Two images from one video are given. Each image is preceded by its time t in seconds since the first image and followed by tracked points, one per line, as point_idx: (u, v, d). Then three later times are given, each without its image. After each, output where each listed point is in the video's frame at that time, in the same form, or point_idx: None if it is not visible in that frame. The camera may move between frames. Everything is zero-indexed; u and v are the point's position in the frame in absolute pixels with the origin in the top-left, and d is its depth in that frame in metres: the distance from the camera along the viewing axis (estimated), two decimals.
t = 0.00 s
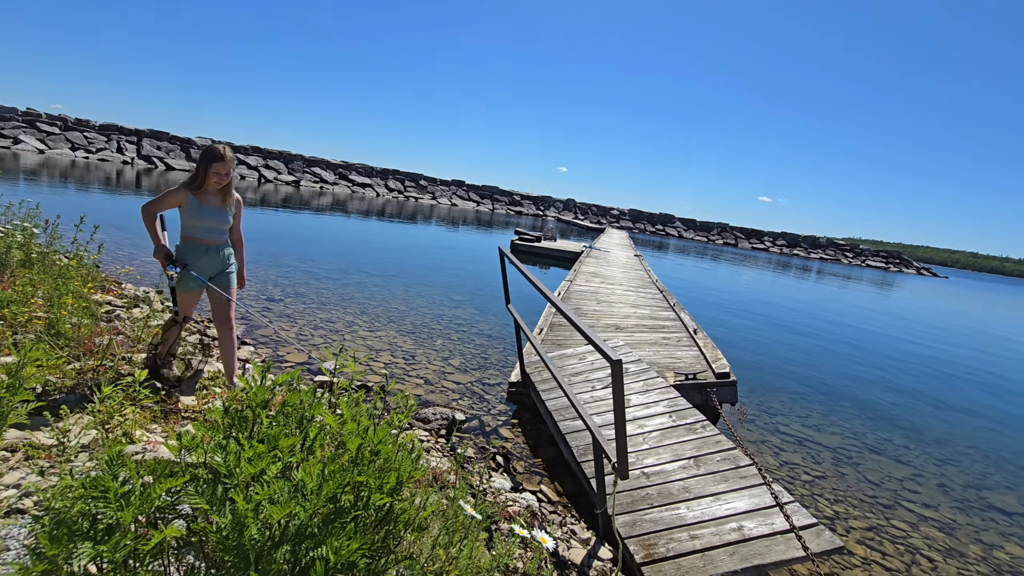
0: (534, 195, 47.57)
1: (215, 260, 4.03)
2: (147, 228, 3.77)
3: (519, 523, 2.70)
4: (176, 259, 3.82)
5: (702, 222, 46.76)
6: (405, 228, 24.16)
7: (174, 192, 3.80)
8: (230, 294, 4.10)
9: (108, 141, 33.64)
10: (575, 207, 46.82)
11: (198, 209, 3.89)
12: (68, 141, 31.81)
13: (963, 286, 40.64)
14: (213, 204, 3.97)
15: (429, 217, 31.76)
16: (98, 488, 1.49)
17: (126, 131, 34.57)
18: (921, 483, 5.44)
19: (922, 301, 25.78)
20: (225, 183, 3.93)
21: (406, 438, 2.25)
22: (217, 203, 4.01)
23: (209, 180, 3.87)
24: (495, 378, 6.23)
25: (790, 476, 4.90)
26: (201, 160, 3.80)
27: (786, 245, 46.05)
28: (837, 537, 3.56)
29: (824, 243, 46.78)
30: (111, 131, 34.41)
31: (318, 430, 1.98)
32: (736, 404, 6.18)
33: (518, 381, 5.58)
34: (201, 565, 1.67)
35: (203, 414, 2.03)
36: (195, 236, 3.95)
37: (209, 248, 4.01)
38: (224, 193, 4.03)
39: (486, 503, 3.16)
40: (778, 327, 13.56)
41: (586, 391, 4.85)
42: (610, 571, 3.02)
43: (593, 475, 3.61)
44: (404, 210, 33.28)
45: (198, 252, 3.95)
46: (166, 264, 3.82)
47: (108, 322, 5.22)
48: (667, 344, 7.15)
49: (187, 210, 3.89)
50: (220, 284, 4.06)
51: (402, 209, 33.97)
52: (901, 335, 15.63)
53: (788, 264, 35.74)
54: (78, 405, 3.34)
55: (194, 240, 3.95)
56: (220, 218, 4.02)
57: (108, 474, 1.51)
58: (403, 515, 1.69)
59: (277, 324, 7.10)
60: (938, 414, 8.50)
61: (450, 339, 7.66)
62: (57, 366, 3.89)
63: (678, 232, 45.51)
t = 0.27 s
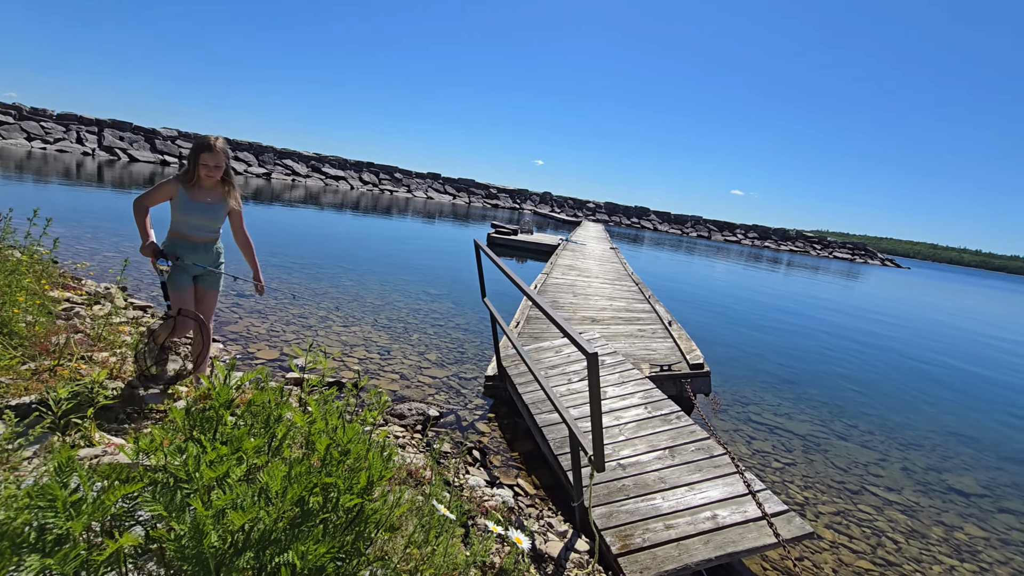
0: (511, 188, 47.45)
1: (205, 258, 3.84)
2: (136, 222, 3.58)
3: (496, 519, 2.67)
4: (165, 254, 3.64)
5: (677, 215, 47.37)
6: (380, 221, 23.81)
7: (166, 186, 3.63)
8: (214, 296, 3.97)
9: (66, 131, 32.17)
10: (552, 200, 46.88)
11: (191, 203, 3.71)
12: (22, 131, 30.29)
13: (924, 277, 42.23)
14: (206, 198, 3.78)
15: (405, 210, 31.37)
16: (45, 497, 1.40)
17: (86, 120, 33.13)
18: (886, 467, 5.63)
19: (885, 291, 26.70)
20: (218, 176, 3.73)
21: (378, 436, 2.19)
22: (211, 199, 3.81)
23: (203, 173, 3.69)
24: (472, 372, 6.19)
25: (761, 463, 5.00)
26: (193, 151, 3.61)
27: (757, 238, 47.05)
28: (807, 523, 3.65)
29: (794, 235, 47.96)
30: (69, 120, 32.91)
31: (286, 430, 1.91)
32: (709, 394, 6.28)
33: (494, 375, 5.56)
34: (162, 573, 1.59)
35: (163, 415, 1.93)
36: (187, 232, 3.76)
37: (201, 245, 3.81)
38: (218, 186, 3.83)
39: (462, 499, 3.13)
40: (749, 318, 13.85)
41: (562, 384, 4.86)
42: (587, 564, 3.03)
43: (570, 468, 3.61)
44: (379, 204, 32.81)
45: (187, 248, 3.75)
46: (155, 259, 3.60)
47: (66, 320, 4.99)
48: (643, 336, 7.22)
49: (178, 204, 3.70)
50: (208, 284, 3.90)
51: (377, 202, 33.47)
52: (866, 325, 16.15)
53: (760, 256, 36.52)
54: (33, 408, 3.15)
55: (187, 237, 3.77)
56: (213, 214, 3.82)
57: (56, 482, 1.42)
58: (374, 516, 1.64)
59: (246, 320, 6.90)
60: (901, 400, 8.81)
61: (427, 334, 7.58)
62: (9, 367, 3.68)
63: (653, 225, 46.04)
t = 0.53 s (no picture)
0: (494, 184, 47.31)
1: (192, 257, 3.71)
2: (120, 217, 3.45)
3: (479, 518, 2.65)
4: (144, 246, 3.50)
5: (659, 211, 47.77)
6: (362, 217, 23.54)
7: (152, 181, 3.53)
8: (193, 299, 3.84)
9: (35, 124, 31.09)
10: (535, 196, 46.86)
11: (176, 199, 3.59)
12: None
13: (898, 272, 43.29)
14: (191, 194, 3.66)
15: (387, 206, 31.05)
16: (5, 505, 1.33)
17: (55, 113, 32.09)
18: (862, 459, 5.75)
19: (861, 286, 27.31)
20: (201, 170, 3.58)
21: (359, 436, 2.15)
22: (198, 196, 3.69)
23: (187, 167, 3.54)
24: (455, 369, 6.16)
25: (742, 457, 5.07)
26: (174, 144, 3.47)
27: (737, 234, 47.72)
28: (786, 515, 3.71)
29: (773, 231, 48.73)
30: (37, 113, 31.82)
31: (263, 431, 1.86)
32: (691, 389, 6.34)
33: (478, 372, 5.53)
34: None
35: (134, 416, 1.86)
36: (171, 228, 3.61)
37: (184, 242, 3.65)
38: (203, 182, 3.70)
39: (446, 498, 3.10)
40: (730, 313, 14.04)
41: (546, 380, 4.86)
42: (570, 560, 3.03)
43: (554, 464, 3.61)
44: (361, 200, 32.43)
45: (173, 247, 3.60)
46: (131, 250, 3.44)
47: (34, 319, 4.82)
48: (626, 331, 7.26)
49: (164, 200, 3.58)
50: (190, 284, 3.76)
51: (358, 198, 33.09)
52: (842, 319, 16.49)
53: (740, 251, 37.03)
54: None
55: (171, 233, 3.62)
56: (199, 211, 3.69)
57: (16, 489, 1.35)
58: (353, 518, 1.61)
59: (224, 318, 6.76)
60: (877, 393, 9.01)
61: (410, 331, 7.52)
62: None
63: (636, 221, 46.36)
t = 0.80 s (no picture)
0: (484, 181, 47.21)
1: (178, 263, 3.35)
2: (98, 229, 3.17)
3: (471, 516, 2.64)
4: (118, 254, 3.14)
5: (648, 209, 48.00)
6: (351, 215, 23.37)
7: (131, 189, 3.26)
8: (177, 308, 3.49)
9: (15, 119, 30.41)
10: (525, 194, 46.84)
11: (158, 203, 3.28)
12: None
13: (882, 269, 43.96)
14: (174, 196, 3.35)
15: (377, 203, 30.84)
16: None
17: (36, 108, 31.43)
18: (848, 453, 5.84)
19: (846, 283, 27.70)
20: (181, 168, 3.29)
21: (349, 434, 2.14)
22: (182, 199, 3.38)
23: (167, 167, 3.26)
24: (446, 367, 6.14)
25: (731, 453, 5.12)
26: (151, 144, 3.23)
27: (725, 231, 48.12)
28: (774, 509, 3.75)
29: (760, 229, 49.20)
30: (17, 107, 31.14)
31: (251, 431, 1.84)
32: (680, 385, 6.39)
33: (468, 369, 5.53)
34: None
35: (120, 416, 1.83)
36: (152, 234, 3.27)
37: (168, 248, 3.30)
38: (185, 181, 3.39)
39: (437, 497, 3.09)
40: (718, 310, 14.16)
41: (536, 378, 4.86)
42: (561, 557, 3.04)
43: (544, 462, 3.61)
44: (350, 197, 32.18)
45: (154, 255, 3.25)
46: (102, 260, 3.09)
47: (14, 318, 4.72)
48: (616, 328, 7.29)
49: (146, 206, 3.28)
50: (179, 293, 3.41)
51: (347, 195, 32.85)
52: (828, 316, 16.70)
53: (728, 249, 37.35)
54: None
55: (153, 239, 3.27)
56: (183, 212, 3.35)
57: None
58: (344, 518, 1.60)
59: (211, 316, 6.68)
60: (862, 388, 9.15)
61: (399, 329, 7.48)
62: None
63: (625, 218, 46.56)
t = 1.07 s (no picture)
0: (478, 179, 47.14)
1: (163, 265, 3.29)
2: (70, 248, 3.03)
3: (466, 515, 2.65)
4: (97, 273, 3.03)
5: (641, 208, 48.13)
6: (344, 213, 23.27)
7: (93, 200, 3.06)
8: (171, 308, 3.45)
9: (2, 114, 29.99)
10: (519, 192, 46.83)
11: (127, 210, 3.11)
12: None
13: (872, 269, 44.37)
14: (142, 200, 3.16)
15: (370, 202, 30.71)
16: None
17: (24, 104, 31.00)
18: (839, 451, 5.90)
19: (837, 282, 27.93)
20: (139, 170, 3.04)
21: (345, 433, 2.14)
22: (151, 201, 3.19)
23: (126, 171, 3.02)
24: (440, 366, 6.13)
25: (724, 451, 5.16)
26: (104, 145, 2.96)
27: (718, 230, 48.35)
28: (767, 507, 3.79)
29: (753, 228, 49.48)
30: (5, 103, 30.69)
31: (247, 430, 1.83)
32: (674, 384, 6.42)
33: (463, 368, 5.52)
34: None
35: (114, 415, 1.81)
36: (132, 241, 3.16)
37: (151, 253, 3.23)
38: (150, 182, 3.18)
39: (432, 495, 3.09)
40: (711, 309, 14.24)
41: (531, 377, 4.87)
42: (556, 555, 3.06)
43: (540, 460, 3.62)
44: (343, 195, 32.01)
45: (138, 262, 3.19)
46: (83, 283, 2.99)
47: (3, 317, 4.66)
48: (609, 327, 7.31)
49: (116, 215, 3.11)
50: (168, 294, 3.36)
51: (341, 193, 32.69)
52: (819, 315, 16.84)
53: (721, 248, 37.52)
54: None
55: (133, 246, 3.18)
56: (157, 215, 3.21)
57: None
58: (341, 517, 1.60)
59: (203, 314, 6.62)
60: (852, 387, 9.24)
61: (393, 327, 7.46)
62: None
63: (619, 217, 46.67)
